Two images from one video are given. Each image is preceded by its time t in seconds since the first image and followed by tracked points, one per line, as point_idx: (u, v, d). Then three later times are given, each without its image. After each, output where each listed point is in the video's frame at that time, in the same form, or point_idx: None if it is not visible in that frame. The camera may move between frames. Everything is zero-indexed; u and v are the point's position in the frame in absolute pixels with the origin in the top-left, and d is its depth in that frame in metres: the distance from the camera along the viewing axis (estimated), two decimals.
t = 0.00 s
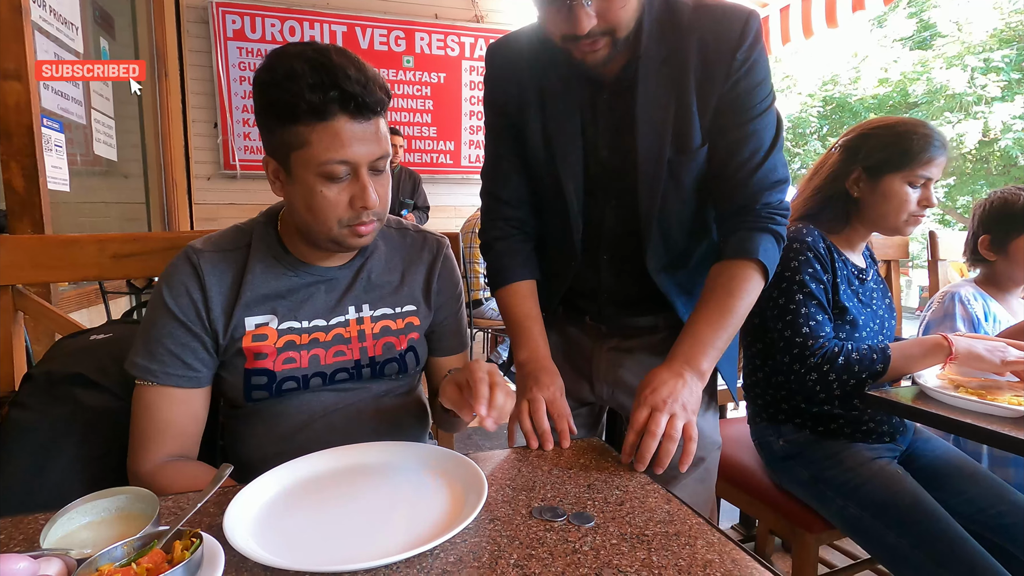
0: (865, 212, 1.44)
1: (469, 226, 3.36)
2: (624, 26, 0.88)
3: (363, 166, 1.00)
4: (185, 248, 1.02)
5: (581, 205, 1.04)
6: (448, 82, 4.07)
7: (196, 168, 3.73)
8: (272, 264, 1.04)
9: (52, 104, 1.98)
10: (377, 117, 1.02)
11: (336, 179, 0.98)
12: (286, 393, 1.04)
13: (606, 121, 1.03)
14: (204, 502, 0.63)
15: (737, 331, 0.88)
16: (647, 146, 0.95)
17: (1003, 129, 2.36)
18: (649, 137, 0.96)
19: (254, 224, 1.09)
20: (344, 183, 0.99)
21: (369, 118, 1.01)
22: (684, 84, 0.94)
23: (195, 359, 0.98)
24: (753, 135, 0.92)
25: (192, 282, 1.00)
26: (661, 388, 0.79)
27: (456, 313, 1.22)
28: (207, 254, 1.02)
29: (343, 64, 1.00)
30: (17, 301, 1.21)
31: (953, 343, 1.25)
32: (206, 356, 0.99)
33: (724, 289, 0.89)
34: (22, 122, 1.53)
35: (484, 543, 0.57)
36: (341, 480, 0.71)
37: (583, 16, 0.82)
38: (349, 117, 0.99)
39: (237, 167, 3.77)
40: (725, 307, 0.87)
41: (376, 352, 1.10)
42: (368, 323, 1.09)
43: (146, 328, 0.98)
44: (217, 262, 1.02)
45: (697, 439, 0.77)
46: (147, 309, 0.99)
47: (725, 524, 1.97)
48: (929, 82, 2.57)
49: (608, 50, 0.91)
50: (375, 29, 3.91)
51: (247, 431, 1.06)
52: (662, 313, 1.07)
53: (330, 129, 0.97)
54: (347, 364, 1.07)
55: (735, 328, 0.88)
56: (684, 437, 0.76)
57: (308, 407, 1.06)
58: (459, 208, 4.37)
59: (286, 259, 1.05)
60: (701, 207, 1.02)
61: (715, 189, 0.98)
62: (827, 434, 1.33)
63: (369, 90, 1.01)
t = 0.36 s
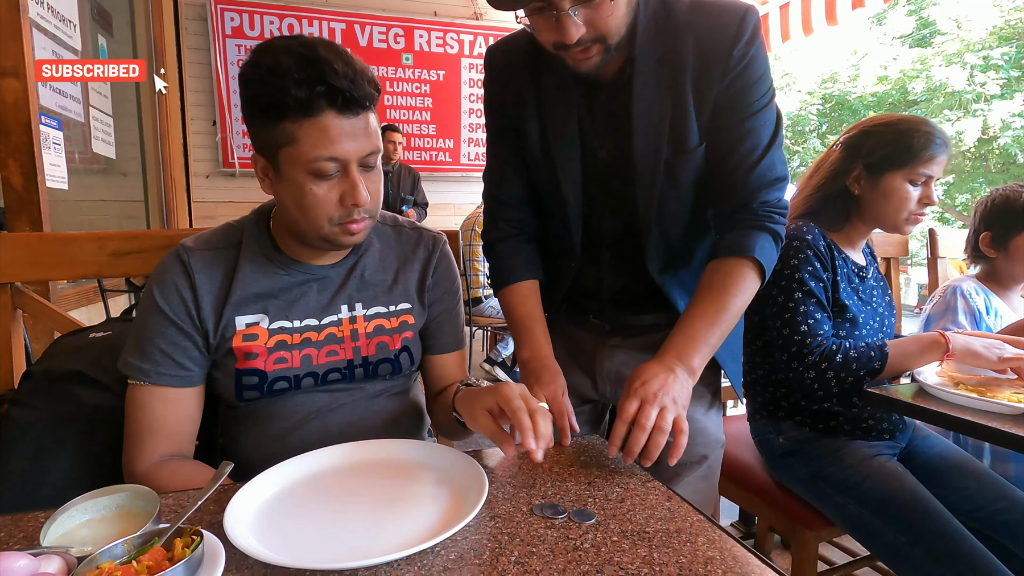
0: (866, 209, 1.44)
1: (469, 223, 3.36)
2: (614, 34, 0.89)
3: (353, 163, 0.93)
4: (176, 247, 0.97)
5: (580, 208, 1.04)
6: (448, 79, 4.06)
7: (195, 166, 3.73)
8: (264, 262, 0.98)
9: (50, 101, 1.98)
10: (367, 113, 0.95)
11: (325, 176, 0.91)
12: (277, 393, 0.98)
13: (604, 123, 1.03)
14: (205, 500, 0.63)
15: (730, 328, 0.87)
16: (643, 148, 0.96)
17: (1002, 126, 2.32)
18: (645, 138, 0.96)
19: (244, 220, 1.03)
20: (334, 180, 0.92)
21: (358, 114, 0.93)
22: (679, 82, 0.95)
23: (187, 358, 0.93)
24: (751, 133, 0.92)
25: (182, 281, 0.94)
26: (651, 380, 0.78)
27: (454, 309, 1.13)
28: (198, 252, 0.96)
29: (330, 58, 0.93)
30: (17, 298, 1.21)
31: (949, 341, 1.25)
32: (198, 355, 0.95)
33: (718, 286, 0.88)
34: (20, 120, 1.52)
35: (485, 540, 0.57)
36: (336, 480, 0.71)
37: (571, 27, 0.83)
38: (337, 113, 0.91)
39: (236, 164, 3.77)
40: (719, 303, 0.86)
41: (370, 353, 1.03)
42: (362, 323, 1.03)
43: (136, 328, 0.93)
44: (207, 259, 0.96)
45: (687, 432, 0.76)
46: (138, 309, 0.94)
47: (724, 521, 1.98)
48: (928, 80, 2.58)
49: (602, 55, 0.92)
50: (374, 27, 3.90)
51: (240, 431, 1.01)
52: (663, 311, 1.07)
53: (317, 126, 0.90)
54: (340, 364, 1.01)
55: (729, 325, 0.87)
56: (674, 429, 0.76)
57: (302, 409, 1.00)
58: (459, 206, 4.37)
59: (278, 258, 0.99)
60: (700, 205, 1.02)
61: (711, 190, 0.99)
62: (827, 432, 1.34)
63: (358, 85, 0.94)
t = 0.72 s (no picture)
0: (866, 207, 1.44)
1: (469, 221, 3.36)
2: (609, 36, 0.89)
3: (344, 160, 0.89)
4: (167, 246, 0.94)
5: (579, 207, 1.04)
6: (447, 78, 4.06)
7: (194, 165, 3.73)
8: (257, 262, 0.95)
9: (48, 98, 1.97)
10: (358, 109, 0.91)
11: (315, 174, 0.88)
12: (271, 393, 0.96)
13: (602, 123, 1.03)
14: (203, 497, 0.63)
15: (727, 326, 0.86)
16: (641, 146, 0.96)
17: (1001, 125, 2.34)
18: (642, 137, 0.96)
19: (236, 219, 1.00)
20: (324, 178, 0.89)
21: (348, 109, 0.89)
22: (677, 81, 0.94)
23: (179, 358, 0.91)
24: (749, 130, 0.91)
25: (174, 280, 0.92)
26: (642, 376, 0.77)
27: (450, 307, 1.10)
28: (190, 251, 0.94)
29: (317, 53, 0.89)
30: (15, 297, 1.21)
31: (948, 337, 1.27)
32: (190, 355, 0.92)
33: (715, 284, 0.88)
34: (18, 117, 1.52)
35: (484, 538, 0.56)
36: (332, 479, 0.70)
37: (566, 28, 0.83)
38: (325, 109, 0.87)
39: (235, 163, 3.77)
40: (715, 301, 0.86)
41: (365, 352, 1.01)
42: (356, 322, 1.00)
43: (128, 329, 0.91)
44: (199, 258, 0.94)
45: (678, 431, 0.74)
46: (129, 309, 0.92)
47: (724, 520, 1.98)
48: (927, 78, 2.61)
49: (597, 57, 0.92)
50: (373, 25, 3.89)
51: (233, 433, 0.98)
52: (663, 309, 1.06)
53: (305, 123, 0.87)
54: (334, 364, 0.99)
55: (725, 323, 0.86)
56: (664, 427, 0.74)
57: (297, 408, 0.98)
58: (458, 204, 4.38)
59: (270, 257, 0.96)
60: (698, 204, 1.01)
61: (710, 189, 0.99)
62: (827, 430, 1.34)
63: (346, 80, 0.90)
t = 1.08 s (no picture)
0: (865, 203, 1.44)
1: (468, 219, 3.35)
2: (603, 37, 0.88)
3: (329, 159, 0.85)
4: (156, 246, 0.93)
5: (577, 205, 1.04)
6: (446, 76, 4.06)
7: (192, 163, 3.73)
8: (246, 262, 0.94)
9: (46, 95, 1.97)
10: (342, 105, 0.87)
11: (299, 174, 0.84)
12: (265, 394, 0.95)
13: (598, 122, 1.03)
14: (200, 494, 0.62)
15: (726, 324, 0.85)
16: (636, 145, 0.96)
17: (1001, 123, 2.39)
18: (637, 136, 0.96)
19: (227, 218, 0.99)
20: (309, 178, 0.85)
21: (330, 106, 0.84)
22: (672, 80, 0.94)
23: (170, 359, 0.90)
24: (745, 126, 0.90)
25: (163, 281, 0.91)
26: (637, 375, 0.76)
27: (448, 305, 1.09)
28: (180, 251, 0.93)
29: (296, 46, 0.84)
30: (11, 294, 1.20)
31: (945, 333, 1.27)
32: (181, 356, 0.91)
33: (713, 281, 0.87)
34: (14, 114, 1.51)
35: (481, 534, 0.56)
36: (332, 475, 0.70)
37: (559, 33, 0.83)
38: (307, 108, 0.83)
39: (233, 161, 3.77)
40: (713, 298, 0.85)
41: (359, 352, 0.99)
42: (350, 322, 0.99)
43: (119, 330, 0.90)
44: (189, 258, 0.92)
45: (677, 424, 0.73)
46: (119, 311, 0.91)
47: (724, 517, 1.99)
48: (927, 76, 2.62)
49: (591, 60, 0.91)
50: (371, 22, 3.87)
51: (225, 434, 0.97)
52: (663, 306, 1.06)
53: (287, 122, 0.83)
54: (328, 364, 0.97)
55: (724, 322, 0.85)
56: (663, 420, 0.73)
57: (292, 409, 0.97)
58: (458, 202, 4.38)
59: (260, 257, 0.94)
60: (697, 202, 1.01)
61: (707, 186, 0.98)
62: (826, 426, 1.34)
63: (328, 76, 0.85)
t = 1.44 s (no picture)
0: (865, 201, 1.44)
1: (468, 217, 3.35)
2: (598, 35, 0.88)
3: (319, 159, 0.83)
4: (149, 248, 0.92)
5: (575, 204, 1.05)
6: (445, 74, 4.05)
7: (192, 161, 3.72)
8: (240, 263, 0.93)
9: (44, 94, 1.96)
10: (330, 104, 0.84)
11: (289, 176, 0.83)
12: (262, 396, 0.94)
13: (596, 122, 1.02)
14: (200, 492, 0.62)
15: (734, 326, 0.85)
16: (633, 145, 0.96)
17: (1001, 121, 2.42)
18: (634, 136, 0.96)
19: (220, 218, 0.98)
20: (299, 180, 0.84)
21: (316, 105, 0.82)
22: (670, 80, 0.94)
23: (165, 362, 0.90)
24: (745, 124, 0.90)
25: (156, 283, 0.90)
26: (664, 386, 0.75)
27: (445, 303, 1.09)
28: (172, 253, 0.92)
29: (280, 44, 0.82)
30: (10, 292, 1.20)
31: (943, 330, 1.28)
32: (176, 358, 0.91)
33: (720, 283, 0.87)
34: (13, 114, 1.51)
35: (481, 532, 0.56)
36: (335, 473, 0.70)
37: (553, 32, 0.83)
38: (293, 108, 0.81)
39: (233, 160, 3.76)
40: (721, 301, 0.85)
41: (357, 353, 0.99)
42: (347, 323, 0.98)
43: (113, 334, 0.90)
44: (182, 260, 0.92)
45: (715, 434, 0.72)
46: (112, 314, 0.90)
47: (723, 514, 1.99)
48: (927, 74, 2.62)
49: (589, 57, 0.91)
50: (370, 20, 3.86)
51: (225, 431, 0.97)
52: (662, 304, 1.06)
53: (274, 123, 0.81)
54: (325, 365, 0.97)
55: (732, 324, 0.85)
56: (699, 432, 0.71)
57: (290, 409, 0.96)
58: (458, 200, 4.38)
59: (254, 258, 0.93)
60: (697, 201, 1.01)
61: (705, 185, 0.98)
62: (825, 424, 1.34)
63: (313, 74, 0.83)
